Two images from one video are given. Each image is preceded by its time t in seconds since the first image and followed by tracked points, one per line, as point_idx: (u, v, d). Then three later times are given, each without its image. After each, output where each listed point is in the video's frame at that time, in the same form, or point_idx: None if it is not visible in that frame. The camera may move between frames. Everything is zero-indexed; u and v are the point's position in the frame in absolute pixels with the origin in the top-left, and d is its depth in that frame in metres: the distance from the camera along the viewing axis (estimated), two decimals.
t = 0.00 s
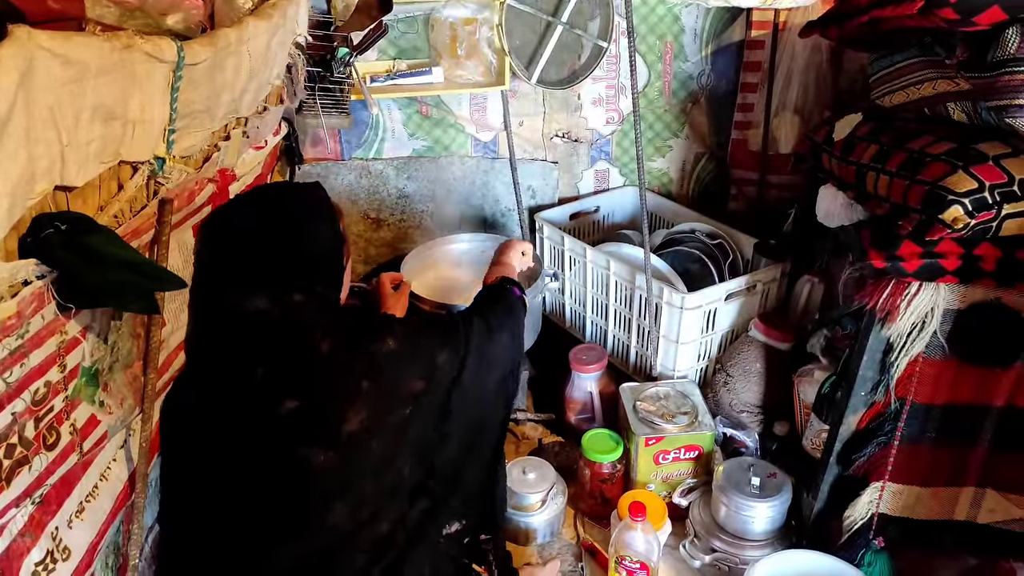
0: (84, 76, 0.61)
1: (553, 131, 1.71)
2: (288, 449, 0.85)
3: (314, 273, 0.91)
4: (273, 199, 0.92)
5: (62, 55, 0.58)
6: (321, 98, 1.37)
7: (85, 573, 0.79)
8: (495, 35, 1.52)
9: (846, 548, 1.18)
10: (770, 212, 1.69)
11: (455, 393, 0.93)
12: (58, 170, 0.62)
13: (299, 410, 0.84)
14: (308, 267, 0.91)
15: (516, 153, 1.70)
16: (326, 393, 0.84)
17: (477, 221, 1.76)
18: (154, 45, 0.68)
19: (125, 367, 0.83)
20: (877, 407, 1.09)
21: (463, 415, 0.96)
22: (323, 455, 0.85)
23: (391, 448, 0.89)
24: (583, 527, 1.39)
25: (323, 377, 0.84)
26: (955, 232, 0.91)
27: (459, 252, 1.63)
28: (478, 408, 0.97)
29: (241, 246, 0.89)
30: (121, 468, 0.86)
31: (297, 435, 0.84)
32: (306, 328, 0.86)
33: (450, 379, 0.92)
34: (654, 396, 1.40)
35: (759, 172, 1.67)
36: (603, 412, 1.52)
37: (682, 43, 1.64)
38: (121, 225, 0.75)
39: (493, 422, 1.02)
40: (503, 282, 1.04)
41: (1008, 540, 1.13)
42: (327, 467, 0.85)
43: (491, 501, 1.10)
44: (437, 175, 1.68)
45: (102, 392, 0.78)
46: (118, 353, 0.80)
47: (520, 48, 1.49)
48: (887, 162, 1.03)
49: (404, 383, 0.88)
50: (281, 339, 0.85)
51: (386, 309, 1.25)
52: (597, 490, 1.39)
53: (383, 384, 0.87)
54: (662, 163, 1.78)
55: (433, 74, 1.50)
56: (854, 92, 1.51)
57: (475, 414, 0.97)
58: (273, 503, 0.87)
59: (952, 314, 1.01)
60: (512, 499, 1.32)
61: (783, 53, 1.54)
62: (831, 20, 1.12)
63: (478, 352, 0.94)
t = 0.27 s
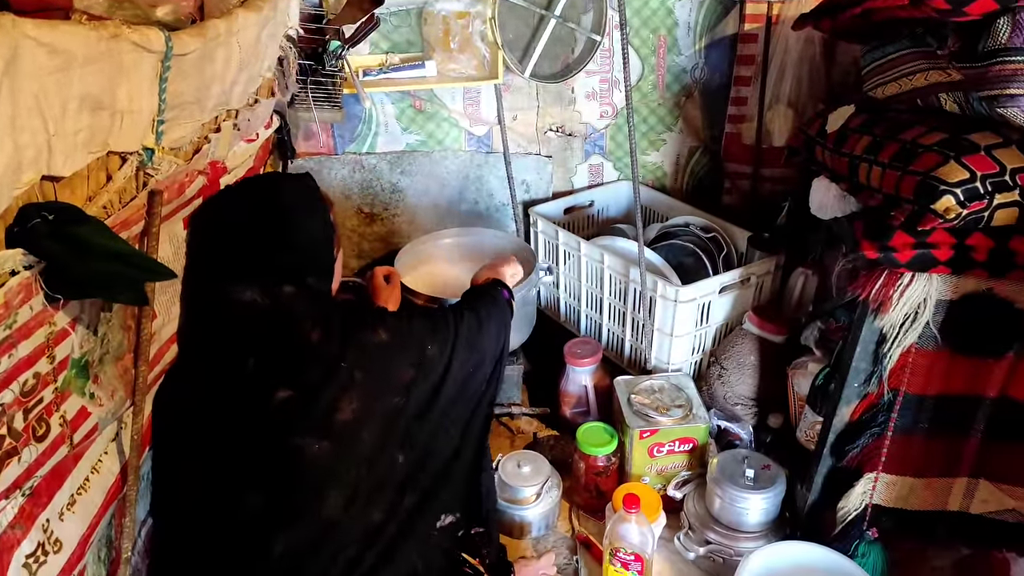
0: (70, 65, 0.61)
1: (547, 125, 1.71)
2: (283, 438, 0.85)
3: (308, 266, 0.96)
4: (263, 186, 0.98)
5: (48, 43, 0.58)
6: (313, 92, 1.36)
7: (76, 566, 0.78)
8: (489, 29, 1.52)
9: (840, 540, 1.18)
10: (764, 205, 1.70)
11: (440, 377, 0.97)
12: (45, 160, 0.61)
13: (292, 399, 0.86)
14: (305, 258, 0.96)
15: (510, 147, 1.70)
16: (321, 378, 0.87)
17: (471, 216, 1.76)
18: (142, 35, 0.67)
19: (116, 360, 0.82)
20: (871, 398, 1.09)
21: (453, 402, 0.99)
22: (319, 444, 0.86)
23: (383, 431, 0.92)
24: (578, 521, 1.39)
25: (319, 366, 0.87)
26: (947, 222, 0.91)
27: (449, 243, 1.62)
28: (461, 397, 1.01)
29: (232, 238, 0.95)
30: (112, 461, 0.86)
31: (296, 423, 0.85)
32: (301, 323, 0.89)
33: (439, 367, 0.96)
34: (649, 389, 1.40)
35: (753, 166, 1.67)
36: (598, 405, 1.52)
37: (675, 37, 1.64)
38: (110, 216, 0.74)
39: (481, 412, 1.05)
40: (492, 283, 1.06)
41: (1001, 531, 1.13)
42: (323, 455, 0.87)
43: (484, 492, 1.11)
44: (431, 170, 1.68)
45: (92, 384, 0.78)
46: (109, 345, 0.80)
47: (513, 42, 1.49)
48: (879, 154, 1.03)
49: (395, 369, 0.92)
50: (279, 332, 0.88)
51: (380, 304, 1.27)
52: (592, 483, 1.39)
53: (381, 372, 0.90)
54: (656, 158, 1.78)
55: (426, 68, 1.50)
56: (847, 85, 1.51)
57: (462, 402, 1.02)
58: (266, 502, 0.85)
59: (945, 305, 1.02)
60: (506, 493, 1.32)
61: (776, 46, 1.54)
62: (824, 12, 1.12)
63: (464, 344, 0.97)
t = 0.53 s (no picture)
0: (39, 37, 0.60)
1: (532, 111, 1.70)
2: (256, 421, 0.84)
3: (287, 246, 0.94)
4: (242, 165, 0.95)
5: (16, 14, 0.57)
6: (295, 77, 1.35)
7: (54, 548, 0.78)
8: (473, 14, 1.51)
9: (823, 519, 1.19)
10: (749, 191, 1.70)
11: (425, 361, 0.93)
12: (14, 133, 0.60)
13: (266, 380, 0.84)
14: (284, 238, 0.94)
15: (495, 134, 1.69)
16: (296, 361, 0.85)
17: (456, 203, 1.75)
18: (113, 8, 0.67)
19: (93, 340, 0.81)
20: (853, 378, 1.09)
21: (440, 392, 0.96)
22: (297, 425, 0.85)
23: (360, 420, 0.89)
24: (564, 505, 1.39)
25: (294, 346, 0.85)
26: (925, 199, 0.93)
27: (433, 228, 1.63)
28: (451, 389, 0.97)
29: (208, 218, 0.93)
30: (90, 444, 0.85)
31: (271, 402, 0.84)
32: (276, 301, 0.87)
33: (422, 351, 0.92)
34: (634, 373, 1.41)
35: (738, 152, 1.67)
36: (584, 391, 1.52)
37: (660, 22, 1.64)
38: (83, 193, 0.73)
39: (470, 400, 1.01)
40: (485, 281, 1.05)
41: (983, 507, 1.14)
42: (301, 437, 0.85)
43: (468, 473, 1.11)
44: (415, 156, 1.67)
45: (68, 364, 0.77)
46: (84, 325, 0.79)
47: (497, 27, 1.48)
48: (860, 133, 1.04)
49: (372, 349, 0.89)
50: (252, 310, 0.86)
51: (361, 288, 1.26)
52: (577, 468, 1.39)
53: (358, 357, 0.88)
54: (641, 144, 1.78)
55: (409, 53, 1.50)
56: (831, 69, 1.51)
57: (456, 387, 0.98)
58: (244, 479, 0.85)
59: (925, 284, 1.02)
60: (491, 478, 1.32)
61: (759, 30, 1.54)
62: None
63: (452, 337, 0.95)
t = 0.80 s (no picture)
0: (34, 20, 0.60)
1: (523, 99, 1.71)
2: (252, 406, 0.84)
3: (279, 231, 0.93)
4: (237, 151, 0.96)
5: None
6: (286, 66, 1.35)
7: (56, 531, 0.78)
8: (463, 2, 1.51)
9: (812, 498, 1.22)
10: (739, 177, 1.71)
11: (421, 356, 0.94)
12: (11, 117, 0.60)
13: (264, 364, 0.85)
14: (277, 221, 0.93)
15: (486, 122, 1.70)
16: (293, 345, 0.86)
17: (448, 192, 1.76)
18: None
19: (91, 325, 0.82)
20: (841, 358, 1.12)
21: (436, 384, 0.95)
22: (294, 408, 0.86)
23: (353, 406, 0.89)
24: (558, 489, 1.41)
25: (293, 330, 0.87)
26: (911, 181, 0.94)
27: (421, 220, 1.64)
28: (452, 392, 0.98)
29: (204, 202, 0.94)
30: (90, 429, 0.86)
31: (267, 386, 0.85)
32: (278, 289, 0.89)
33: (418, 342, 0.93)
34: (626, 357, 1.42)
35: (727, 139, 1.68)
36: (577, 376, 1.54)
37: (649, 10, 1.65)
38: (80, 177, 0.73)
39: (467, 391, 1.01)
40: (481, 287, 1.07)
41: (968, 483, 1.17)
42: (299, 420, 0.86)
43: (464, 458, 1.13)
44: (407, 145, 1.67)
45: (67, 349, 0.78)
46: (83, 310, 0.80)
47: (488, 15, 1.47)
48: (847, 117, 1.05)
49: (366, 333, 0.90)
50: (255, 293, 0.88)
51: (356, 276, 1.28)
52: (571, 452, 1.41)
53: (354, 341, 0.89)
54: (632, 132, 1.79)
55: (400, 40, 1.50)
56: (819, 56, 1.53)
57: (445, 380, 0.96)
58: (242, 468, 0.85)
59: (911, 266, 1.04)
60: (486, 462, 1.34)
61: (748, 18, 1.54)
62: None
63: (454, 341, 0.97)
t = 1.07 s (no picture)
0: (44, 24, 0.61)
1: (517, 96, 1.73)
2: (260, 400, 0.86)
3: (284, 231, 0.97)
4: (248, 152, 1.01)
5: (22, 2, 0.58)
6: (284, 64, 1.36)
7: (65, 526, 0.80)
8: None
9: (803, 488, 1.24)
10: (731, 173, 1.74)
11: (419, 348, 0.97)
12: (22, 119, 0.62)
13: (271, 359, 0.88)
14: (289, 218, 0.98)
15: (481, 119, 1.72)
16: (300, 341, 0.89)
17: (444, 189, 1.78)
18: None
19: (98, 323, 0.83)
20: (831, 350, 1.14)
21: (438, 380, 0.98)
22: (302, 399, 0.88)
23: (356, 400, 0.91)
24: (555, 481, 1.43)
25: (299, 327, 0.90)
26: (898, 176, 0.97)
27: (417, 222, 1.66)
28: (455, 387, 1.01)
29: (210, 202, 0.98)
30: (97, 425, 0.87)
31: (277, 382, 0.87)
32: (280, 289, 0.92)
33: (422, 341, 0.96)
34: (621, 351, 1.45)
35: (719, 135, 1.70)
36: (572, 370, 1.56)
37: (641, 7, 1.67)
38: (88, 178, 0.75)
39: (468, 389, 1.03)
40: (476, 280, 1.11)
41: (955, 471, 1.20)
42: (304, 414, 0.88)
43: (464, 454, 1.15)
44: (402, 142, 1.69)
45: (75, 346, 0.79)
46: (90, 309, 0.81)
47: (482, 13, 1.48)
48: (836, 113, 1.07)
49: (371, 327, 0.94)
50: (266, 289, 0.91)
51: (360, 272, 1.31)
52: (567, 444, 1.43)
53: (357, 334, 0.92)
54: (625, 128, 1.81)
55: (395, 39, 1.53)
56: (809, 53, 1.55)
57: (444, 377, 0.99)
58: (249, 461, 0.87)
59: (899, 260, 1.06)
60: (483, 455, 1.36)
61: (739, 15, 1.57)
62: None
63: (454, 335, 0.99)
